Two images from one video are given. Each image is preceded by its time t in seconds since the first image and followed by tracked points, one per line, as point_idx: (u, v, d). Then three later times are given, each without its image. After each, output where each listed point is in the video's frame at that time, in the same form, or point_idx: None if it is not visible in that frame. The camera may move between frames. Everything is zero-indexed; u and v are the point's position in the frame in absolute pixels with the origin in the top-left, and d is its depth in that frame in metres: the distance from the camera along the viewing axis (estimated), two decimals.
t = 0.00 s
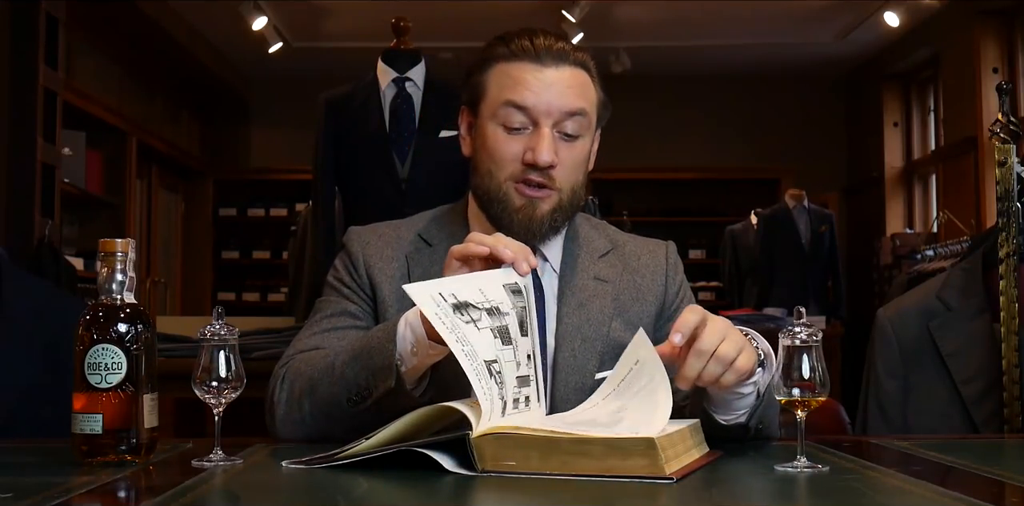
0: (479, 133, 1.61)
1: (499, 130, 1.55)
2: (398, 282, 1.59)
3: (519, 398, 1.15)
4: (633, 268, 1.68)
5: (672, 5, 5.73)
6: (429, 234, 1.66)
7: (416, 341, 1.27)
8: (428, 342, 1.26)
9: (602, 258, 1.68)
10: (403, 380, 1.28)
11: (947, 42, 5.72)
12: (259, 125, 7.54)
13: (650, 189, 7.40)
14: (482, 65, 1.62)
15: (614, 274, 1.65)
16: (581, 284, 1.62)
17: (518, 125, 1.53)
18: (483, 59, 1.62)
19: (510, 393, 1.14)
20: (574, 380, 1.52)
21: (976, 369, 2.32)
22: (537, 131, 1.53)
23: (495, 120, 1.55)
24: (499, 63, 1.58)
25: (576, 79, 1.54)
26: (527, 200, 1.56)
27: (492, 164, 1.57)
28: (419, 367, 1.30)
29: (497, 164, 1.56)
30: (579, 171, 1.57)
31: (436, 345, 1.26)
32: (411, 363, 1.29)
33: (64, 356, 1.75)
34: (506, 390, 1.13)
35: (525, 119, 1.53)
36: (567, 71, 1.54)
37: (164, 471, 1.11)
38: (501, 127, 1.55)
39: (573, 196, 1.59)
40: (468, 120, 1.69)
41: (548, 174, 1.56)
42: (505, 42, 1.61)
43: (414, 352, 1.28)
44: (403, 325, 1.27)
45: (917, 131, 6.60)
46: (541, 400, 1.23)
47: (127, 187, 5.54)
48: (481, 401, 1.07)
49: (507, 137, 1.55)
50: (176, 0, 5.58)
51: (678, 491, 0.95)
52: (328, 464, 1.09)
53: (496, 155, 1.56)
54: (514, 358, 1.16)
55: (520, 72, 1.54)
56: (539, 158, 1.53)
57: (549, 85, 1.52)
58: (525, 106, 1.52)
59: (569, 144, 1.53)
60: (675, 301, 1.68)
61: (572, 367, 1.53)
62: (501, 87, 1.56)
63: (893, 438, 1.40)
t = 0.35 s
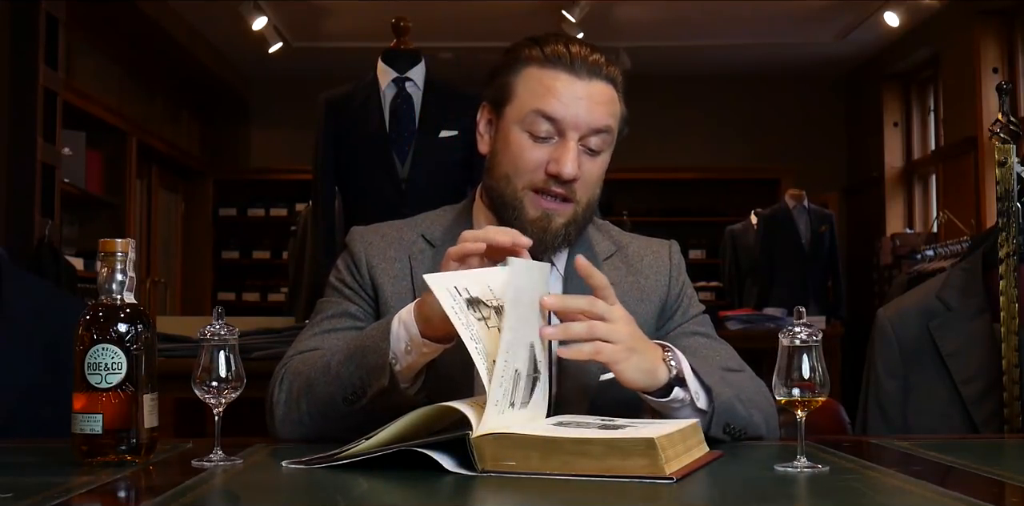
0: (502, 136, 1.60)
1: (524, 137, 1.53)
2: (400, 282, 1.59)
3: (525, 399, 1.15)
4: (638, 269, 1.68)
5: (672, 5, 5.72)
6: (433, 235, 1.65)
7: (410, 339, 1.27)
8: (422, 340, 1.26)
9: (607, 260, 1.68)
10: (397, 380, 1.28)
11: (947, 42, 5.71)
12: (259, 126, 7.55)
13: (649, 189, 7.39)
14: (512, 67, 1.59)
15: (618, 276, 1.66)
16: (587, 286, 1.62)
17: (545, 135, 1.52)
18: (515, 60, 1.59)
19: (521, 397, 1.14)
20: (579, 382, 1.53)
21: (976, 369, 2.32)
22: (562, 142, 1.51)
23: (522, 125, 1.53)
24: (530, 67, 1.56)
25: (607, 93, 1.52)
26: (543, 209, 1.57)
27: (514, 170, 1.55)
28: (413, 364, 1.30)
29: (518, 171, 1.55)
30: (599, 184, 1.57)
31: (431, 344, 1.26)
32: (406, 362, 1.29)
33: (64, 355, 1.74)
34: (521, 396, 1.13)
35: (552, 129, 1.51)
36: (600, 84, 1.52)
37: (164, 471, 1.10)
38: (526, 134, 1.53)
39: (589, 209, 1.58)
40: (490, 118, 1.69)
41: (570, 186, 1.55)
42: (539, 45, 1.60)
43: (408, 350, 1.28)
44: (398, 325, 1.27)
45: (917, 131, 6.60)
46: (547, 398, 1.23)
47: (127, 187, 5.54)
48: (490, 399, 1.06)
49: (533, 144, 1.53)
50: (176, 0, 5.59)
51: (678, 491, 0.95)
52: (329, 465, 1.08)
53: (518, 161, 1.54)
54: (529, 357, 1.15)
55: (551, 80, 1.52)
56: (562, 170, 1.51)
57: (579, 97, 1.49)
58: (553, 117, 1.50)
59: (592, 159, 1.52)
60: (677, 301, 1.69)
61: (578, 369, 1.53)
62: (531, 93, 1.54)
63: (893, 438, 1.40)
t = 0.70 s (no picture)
0: (512, 140, 1.59)
1: (534, 146, 1.54)
2: (399, 283, 1.59)
3: (522, 399, 1.16)
4: (640, 272, 1.68)
5: (672, 5, 5.72)
6: (432, 236, 1.65)
7: (393, 337, 1.29)
8: (405, 337, 1.29)
9: (611, 262, 1.68)
10: (381, 377, 1.31)
11: (947, 43, 5.72)
12: (259, 126, 7.55)
13: (649, 189, 7.39)
14: (528, 72, 1.59)
15: (621, 278, 1.66)
16: (589, 288, 1.62)
17: (554, 145, 1.52)
18: (532, 65, 1.59)
19: (519, 397, 1.15)
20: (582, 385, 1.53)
21: (976, 369, 2.32)
22: (570, 154, 1.51)
23: (532, 134, 1.53)
24: (547, 74, 1.56)
25: (621, 109, 1.52)
26: (546, 220, 1.55)
27: (522, 177, 1.55)
28: (398, 362, 1.32)
29: (525, 178, 1.55)
30: (604, 198, 1.57)
31: (414, 340, 1.28)
32: (390, 360, 1.32)
33: (65, 354, 1.74)
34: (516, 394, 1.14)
35: (562, 141, 1.52)
36: (614, 98, 1.52)
37: (164, 471, 1.10)
38: (536, 142, 1.53)
39: (591, 222, 1.58)
40: (501, 119, 1.67)
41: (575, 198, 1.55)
42: (556, 50, 1.59)
43: (392, 348, 1.30)
44: (381, 323, 1.29)
45: (917, 131, 6.61)
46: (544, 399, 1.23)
47: (127, 187, 5.54)
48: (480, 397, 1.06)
49: (542, 154, 1.54)
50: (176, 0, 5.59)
51: (678, 491, 0.95)
52: (329, 465, 1.09)
53: (527, 169, 1.54)
54: (510, 358, 1.17)
55: (565, 90, 1.52)
56: (569, 183, 1.51)
57: (591, 109, 1.49)
58: (564, 127, 1.51)
59: (598, 173, 1.52)
60: (678, 304, 1.70)
61: (580, 372, 1.54)
62: (545, 101, 1.54)
63: (893, 438, 1.40)
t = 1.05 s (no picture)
0: (508, 147, 1.59)
1: (528, 156, 1.53)
2: (396, 284, 1.59)
3: (516, 399, 1.16)
4: (640, 273, 1.68)
5: (672, 5, 5.72)
6: (429, 238, 1.65)
7: (389, 339, 1.29)
8: (401, 339, 1.29)
9: (611, 263, 1.68)
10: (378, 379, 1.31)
11: (947, 43, 5.72)
12: (259, 126, 7.55)
13: (649, 189, 7.39)
14: (531, 79, 1.58)
15: (622, 280, 1.66)
16: (589, 289, 1.62)
17: (548, 157, 1.51)
18: (534, 72, 1.58)
19: (507, 395, 1.14)
20: (581, 387, 1.53)
21: (976, 369, 2.32)
22: (563, 168, 1.51)
23: (528, 144, 1.53)
24: (547, 83, 1.55)
25: (618, 125, 1.52)
26: (534, 234, 1.56)
27: (514, 187, 1.56)
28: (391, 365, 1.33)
29: (517, 188, 1.55)
30: (594, 213, 1.58)
31: (411, 342, 1.29)
32: (388, 362, 1.32)
33: (65, 354, 1.75)
34: (505, 396, 1.13)
35: (556, 154, 1.51)
36: (612, 114, 1.51)
37: (165, 471, 1.10)
38: (530, 153, 1.53)
39: (580, 235, 1.59)
40: (501, 123, 1.67)
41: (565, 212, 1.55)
42: (560, 59, 1.59)
43: (388, 350, 1.30)
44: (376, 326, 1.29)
45: (917, 131, 6.60)
46: (538, 397, 1.23)
47: (127, 187, 5.54)
48: (475, 397, 1.07)
49: (536, 164, 1.53)
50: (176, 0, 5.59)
51: (678, 491, 0.95)
52: (330, 465, 1.09)
53: (519, 179, 1.54)
54: (496, 357, 1.16)
55: (562, 102, 1.52)
56: (560, 196, 1.51)
57: (588, 125, 1.49)
58: (559, 140, 1.50)
59: (590, 190, 1.53)
60: (678, 306, 1.70)
61: (579, 374, 1.54)
62: (543, 111, 1.53)
63: (893, 438, 1.40)
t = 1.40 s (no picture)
0: (511, 149, 1.59)
1: (532, 158, 1.53)
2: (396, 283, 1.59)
3: (516, 398, 1.16)
4: (640, 273, 1.68)
5: (672, 5, 5.72)
6: (429, 238, 1.65)
7: (389, 339, 1.28)
8: (401, 340, 1.27)
9: (612, 263, 1.68)
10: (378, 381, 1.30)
11: (947, 42, 5.72)
12: (259, 125, 7.55)
13: (649, 189, 7.39)
14: (535, 80, 1.58)
15: (623, 280, 1.66)
16: (590, 290, 1.62)
17: (552, 160, 1.51)
18: (538, 73, 1.58)
19: (507, 395, 1.14)
20: (581, 387, 1.53)
21: (976, 369, 2.32)
22: (568, 170, 1.51)
23: (532, 146, 1.53)
24: (551, 84, 1.55)
25: (623, 128, 1.51)
26: (537, 236, 1.55)
27: (518, 189, 1.55)
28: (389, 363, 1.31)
29: (521, 190, 1.55)
30: (597, 216, 1.57)
31: (408, 343, 1.27)
32: (387, 363, 1.30)
33: (66, 355, 1.75)
34: (505, 396, 1.14)
35: (560, 156, 1.51)
36: (617, 117, 1.51)
37: (164, 471, 1.10)
38: (534, 155, 1.53)
39: (584, 237, 1.58)
40: (503, 124, 1.67)
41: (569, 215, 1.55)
42: (564, 61, 1.59)
43: (388, 350, 1.29)
44: (375, 326, 1.28)
45: (917, 131, 6.61)
46: (539, 397, 1.23)
47: (127, 187, 5.54)
48: (476, 397, 1.07)
49: (540, 166, 1.53)
50: (176, 0, 5.60)
51: (678, 491, 0.95)
52: (330, 465, 1.09)
53: (523, 181, 1.54)
54: (497, 357, 1.17)
55: (566, 104, 1.52)
56: (564, 199, 1.51)
57: (592, 127, 1.49)
58: (563, 142, 1.50)
59: (594, 192, 1.52)
60: (679, 307, 1.70)
61: (579, 374, 1.53)
62: (547, 114, 1.53)
63: (893, 438, 1.40)
